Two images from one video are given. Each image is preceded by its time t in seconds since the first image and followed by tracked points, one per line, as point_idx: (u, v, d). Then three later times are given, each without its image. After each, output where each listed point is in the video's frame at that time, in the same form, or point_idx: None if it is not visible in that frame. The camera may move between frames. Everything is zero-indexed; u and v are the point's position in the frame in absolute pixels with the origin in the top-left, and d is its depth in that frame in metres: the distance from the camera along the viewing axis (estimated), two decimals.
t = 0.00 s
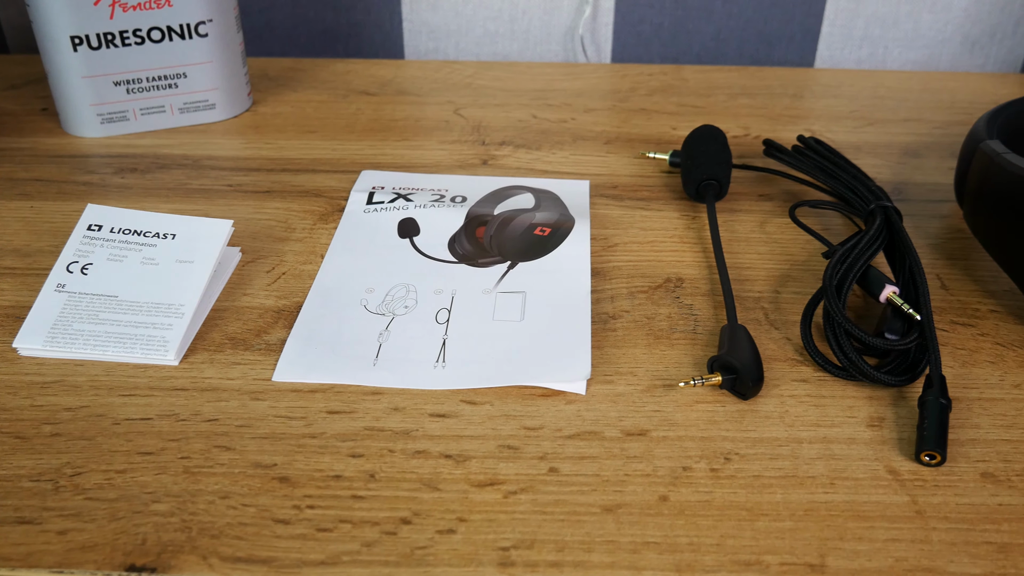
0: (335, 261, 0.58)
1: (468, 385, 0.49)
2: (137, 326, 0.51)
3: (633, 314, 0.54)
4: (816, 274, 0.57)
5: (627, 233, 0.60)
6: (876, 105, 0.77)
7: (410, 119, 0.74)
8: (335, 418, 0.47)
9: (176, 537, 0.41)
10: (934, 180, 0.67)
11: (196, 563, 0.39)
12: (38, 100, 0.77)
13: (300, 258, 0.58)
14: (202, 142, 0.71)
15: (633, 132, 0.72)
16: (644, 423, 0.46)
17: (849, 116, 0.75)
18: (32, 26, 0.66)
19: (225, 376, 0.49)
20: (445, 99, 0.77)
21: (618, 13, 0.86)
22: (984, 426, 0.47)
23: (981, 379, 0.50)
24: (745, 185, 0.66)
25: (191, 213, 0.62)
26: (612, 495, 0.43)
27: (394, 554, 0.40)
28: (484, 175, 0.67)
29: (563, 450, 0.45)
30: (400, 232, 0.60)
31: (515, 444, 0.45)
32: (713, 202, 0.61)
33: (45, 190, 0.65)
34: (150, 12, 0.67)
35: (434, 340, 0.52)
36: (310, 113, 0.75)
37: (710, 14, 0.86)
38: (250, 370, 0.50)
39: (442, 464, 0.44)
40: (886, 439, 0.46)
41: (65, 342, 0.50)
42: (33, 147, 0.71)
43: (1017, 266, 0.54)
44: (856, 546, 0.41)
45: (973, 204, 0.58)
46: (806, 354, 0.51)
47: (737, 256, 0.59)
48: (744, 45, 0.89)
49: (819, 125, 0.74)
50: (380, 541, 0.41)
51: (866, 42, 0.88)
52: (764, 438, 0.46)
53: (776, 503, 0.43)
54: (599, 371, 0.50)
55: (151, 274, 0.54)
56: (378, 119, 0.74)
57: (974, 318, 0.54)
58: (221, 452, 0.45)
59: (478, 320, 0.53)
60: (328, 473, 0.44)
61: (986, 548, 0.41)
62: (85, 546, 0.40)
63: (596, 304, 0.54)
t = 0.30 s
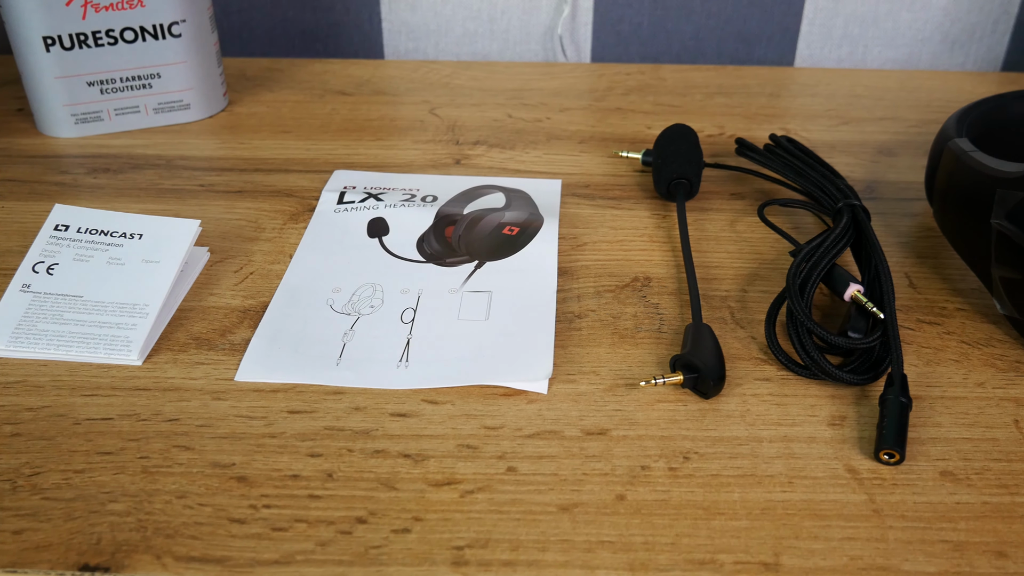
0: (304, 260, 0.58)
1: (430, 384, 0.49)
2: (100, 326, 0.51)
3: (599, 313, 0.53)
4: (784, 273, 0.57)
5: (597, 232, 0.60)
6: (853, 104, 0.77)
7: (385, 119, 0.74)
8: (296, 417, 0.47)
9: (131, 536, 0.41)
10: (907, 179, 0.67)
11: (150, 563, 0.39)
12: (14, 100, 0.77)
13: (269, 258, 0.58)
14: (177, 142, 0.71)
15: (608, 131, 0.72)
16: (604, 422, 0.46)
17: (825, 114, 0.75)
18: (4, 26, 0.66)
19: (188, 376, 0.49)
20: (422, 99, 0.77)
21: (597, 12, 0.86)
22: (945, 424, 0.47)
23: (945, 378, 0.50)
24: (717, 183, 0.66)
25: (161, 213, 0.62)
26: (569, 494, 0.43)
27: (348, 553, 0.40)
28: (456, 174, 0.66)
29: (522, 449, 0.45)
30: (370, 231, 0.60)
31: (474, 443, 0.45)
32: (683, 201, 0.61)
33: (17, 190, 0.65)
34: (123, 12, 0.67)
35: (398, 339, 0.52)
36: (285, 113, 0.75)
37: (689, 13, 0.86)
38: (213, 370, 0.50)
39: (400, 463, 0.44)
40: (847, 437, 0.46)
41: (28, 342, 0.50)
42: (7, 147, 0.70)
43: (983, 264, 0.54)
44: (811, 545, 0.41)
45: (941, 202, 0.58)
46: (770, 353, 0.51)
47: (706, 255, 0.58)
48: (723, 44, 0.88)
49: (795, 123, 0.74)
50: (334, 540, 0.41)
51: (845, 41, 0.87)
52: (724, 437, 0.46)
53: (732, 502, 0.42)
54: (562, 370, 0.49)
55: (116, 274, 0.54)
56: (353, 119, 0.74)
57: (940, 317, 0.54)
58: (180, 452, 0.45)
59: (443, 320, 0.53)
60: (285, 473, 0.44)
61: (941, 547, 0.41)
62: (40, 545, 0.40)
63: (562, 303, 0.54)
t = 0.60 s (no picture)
0: (272, 260, 0.58)
1: (392, 383, 0.49)
2: (65, 326, 0.51)
3: (565, 312, 0.53)
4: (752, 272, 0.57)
5: (567, 232, 0.60)
6: (829, 102, 0.77)
7: (360, 119, 0.74)
8: (257, 417, 0.47)
9: (87, 536, 0.41)
10: (880, 177, 0.67)
11: (104, 563, 0.39)
12: None
13: (237, 258, 0.58)
14: (151, 142, 0.71)
15: (583, 130, 0.72)
16: (566, 421, 0.46)
17: (801, 113, 0.75)
18: None
19: (151, 376, 0.49)
20: (397, 99, 0.77)
21: (576, 11, 0.86)
22: (907, 423, 0.47)
23: (908, 376, 0.50)
24: (690, 182, 0.66)
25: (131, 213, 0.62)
26: (527, 493, 0.43)
27: (303, 553, 0.40)
28: (429, 174, 0.66)
29: (482, 448, 0.45)
30: (339, 231, 0.60)
31: (435, 442, 0.45)
32: (653, 201, 0.61)
33: None
34: (96, 12, 0.66)
35: (363, 338, 0.52)
36: (261, 113, 0.75)
37: (668, 12, 0.86)
38: (176, 370, 0.50)
39: (359, 463, 0.44)
40: (808, 436, 0.46)
41: None
42: None
43: (949, 263, 0.54)
44: (767, 544, 0.41)
45: (911, 200, 0.58)
46: (734, 352, 0.51)
47: (675, 254, 0.58)
48: (703, 43, 0.88)
49: (771, 122, 0.73)
50: (290, 540, 0.41)
51: (825, 39, 0.87)
52: (685, 436, 0.46)
53: (690, 500, 0.42)
54: (526, 369, 0.49)
55: (83, 274, 0.54)
56: (329, 119, 0.74)
57: (907, 315, 0.54)
58: (140, 452, 0.45)
59: (408, 319, 0.53)
60: (244, 473, 0.44)
61: (897, 545, 0.41)
62: None
63: (528, 302, 0.54)
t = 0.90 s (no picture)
0: (241, 260, 0.58)
1: (355, 383, 0.49)
2: (29, 327, 0.51)
3: (531, 311, 0.53)
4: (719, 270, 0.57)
5: (536, 231, 0.60)
6: (805, 101, 0.77)
7: (335, 119, 0.74)
8: (219, 417, 0.47)
9: (43, 537, 0.41)
10: (853, 176, 0.67)
11: (60, 563, 0.39)
12: None
13: (206, 258, 0.58)
14: (125, 142, 0.71)
15: (557, 130, 0.72)
16: (527, 420, 0.46)
17: (776, 112, 0.75)
18: None
19: (115, 376, 0.49)
20: (373, 99, 0.76)
21: (555, 11, 0.86)
22: (869, 421, 0.47)
23: (872, 374, 0.50)
24: (662, 181, 0.66)
25: (101, 214, 0.61)
26: (486, 492, 0.43)
27: (259, 553, 0.40)
28: (401, 174, 0.66)
29: (443, 447, 0.45)
30: (309, 231, 0.60)
31: (395, 442, 0.45)
32: (624, 200, 0.61)
33: None
34: (69, 13, 0.66)
35: (328, 338, 0.52)
36: (236, 113, 0.74)
37: (647, 11, 0.86)
38: (140, 371, 0.50)
39: (319, 462, 0.44)
40: (769, 434, 0.46)
41: None
42: None
43: (916, 261, 0.54)
44: (723, 542, 0.41)
45: (880, 198, 0.58)
46: (699, 350, 0.51)
47: (644, 253, 0.58)
48: (681, 43, 0.88)
49: (746, 121, 0.73)
50: (247, 539, 0.41)
51: (803, 38, 0.87)
52: (646, 435, 0.46)
53: (649, 499, 0.42)
54: (489, 369, 0.49)
55: (49, 275, 0.54)
56: (304, 119, 0.74)
57: (873, 314, 0.54)
58: (100, 452, 0.45)
59: (374, 319, 0.53)
60: (204, 473, 0.44)
61: (854, 543, 0.41)
62: None
63: (494, 302, 0.54)
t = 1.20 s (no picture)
0: (209, 260, 0.58)
1: (318, 383, 0.49)
2: None
3: (497, 311, 0.54)
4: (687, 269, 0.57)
5: (506, 231, 0.60)
6: (780, 100, 0.77)
7: (309, 119, 0.73)
8: (181, 417, 0.47)
9: None
10: (825, 174, 0.67)
11: (15, 564, 0.39)
12: None
13: (175, 258, 0.58)
14: (99, 143, 0.71)
15: (531, 129, 0.72)
16: (488, 419, 0.47)
17: (751, 111, 0.75)
18: None
19: (78, 377, 0.49)
20: (349, 99, 0.76)
21: (533, 11, 0.86)
22: (830, 419, 0.47)
23: (835, 373, 0.50)
24: (634, 181, 0.66)
25: (71, 214, 0.61)
26: (443, 492, 0.43)
27: (215, 553, 0.40)
28: (374, 174, 0.66)
29: (402, 447, 0.45)
30: (278, 231, 0.60)
31: (355, 441, 0.45)
32: (594, 199, 0.61)
33: None
34: (41, 14, 0.65)
35: (293, 338, 0.52)
36: (211, 113, 0.74)
37: (625, 11, 0.86)
38: (104, 371, 0.50)
39: (279, 462, 0.44)
40: (729, 433, 0.46)
41: None
42: None
43: (880, 260, 0.54)
44: (679, 541, 0.41)
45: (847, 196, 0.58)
46: (663, 350, 0.51)
47: (612, 252, 0.58)
48: (660, 42, 0.88)
49: (720, 120, 0.73)
50: (203, 539, 0.41)
51: (781, 37, 0.87)
52: (606, 434, 0.46)
53: (606, 498, 0.43)
54: (453, 368, 0.50)
55: (14, 276, 0.54)
56: (278, 119, 0.73)
57: (839, 312, 0.54)
58: (61, 453, 0.45)
59: (340, 319, 0.53)
60: (163, 473, 0.44)
61: (809, 541, 0.41)
62: None
63: (460, 302, 0.54)
